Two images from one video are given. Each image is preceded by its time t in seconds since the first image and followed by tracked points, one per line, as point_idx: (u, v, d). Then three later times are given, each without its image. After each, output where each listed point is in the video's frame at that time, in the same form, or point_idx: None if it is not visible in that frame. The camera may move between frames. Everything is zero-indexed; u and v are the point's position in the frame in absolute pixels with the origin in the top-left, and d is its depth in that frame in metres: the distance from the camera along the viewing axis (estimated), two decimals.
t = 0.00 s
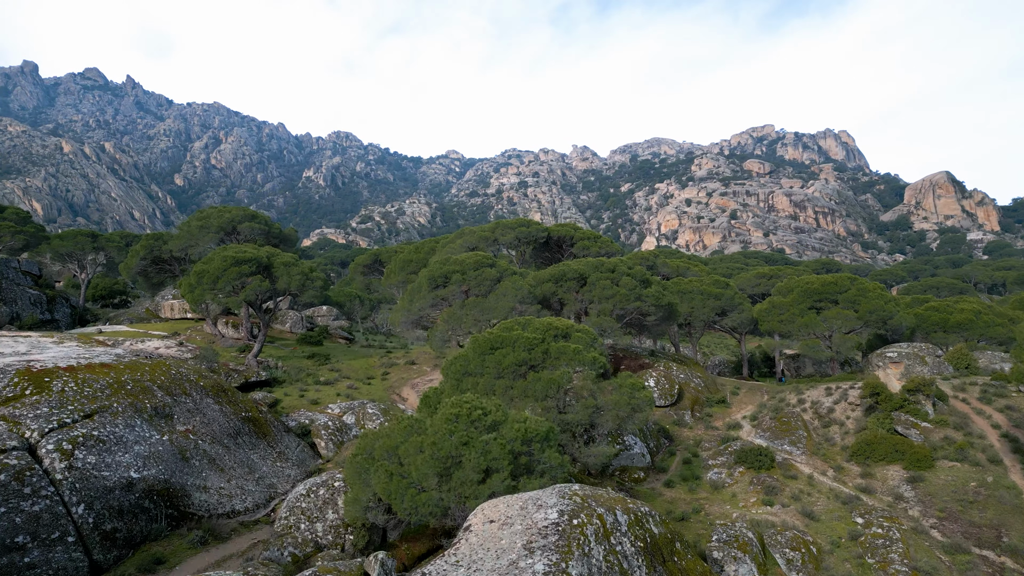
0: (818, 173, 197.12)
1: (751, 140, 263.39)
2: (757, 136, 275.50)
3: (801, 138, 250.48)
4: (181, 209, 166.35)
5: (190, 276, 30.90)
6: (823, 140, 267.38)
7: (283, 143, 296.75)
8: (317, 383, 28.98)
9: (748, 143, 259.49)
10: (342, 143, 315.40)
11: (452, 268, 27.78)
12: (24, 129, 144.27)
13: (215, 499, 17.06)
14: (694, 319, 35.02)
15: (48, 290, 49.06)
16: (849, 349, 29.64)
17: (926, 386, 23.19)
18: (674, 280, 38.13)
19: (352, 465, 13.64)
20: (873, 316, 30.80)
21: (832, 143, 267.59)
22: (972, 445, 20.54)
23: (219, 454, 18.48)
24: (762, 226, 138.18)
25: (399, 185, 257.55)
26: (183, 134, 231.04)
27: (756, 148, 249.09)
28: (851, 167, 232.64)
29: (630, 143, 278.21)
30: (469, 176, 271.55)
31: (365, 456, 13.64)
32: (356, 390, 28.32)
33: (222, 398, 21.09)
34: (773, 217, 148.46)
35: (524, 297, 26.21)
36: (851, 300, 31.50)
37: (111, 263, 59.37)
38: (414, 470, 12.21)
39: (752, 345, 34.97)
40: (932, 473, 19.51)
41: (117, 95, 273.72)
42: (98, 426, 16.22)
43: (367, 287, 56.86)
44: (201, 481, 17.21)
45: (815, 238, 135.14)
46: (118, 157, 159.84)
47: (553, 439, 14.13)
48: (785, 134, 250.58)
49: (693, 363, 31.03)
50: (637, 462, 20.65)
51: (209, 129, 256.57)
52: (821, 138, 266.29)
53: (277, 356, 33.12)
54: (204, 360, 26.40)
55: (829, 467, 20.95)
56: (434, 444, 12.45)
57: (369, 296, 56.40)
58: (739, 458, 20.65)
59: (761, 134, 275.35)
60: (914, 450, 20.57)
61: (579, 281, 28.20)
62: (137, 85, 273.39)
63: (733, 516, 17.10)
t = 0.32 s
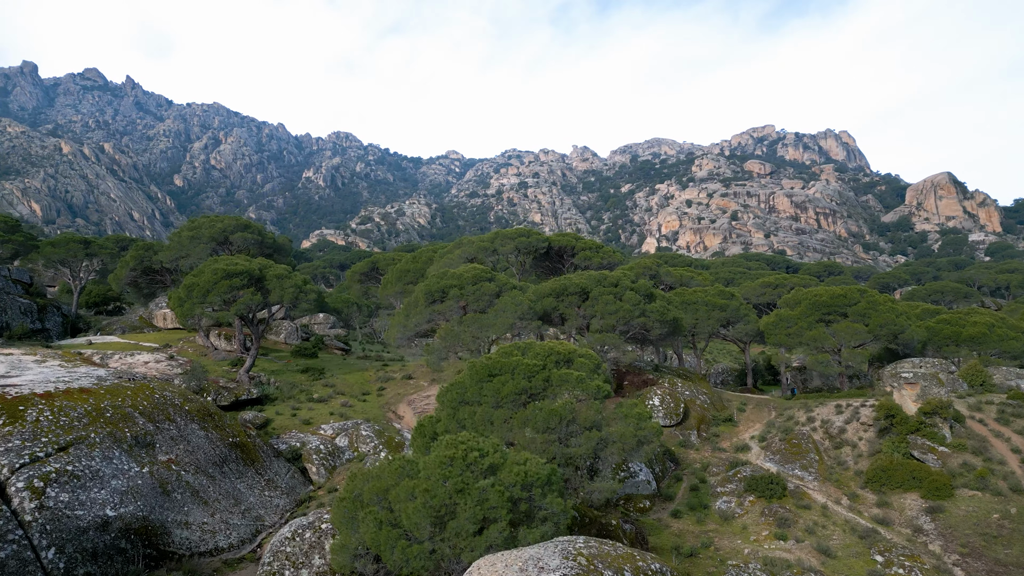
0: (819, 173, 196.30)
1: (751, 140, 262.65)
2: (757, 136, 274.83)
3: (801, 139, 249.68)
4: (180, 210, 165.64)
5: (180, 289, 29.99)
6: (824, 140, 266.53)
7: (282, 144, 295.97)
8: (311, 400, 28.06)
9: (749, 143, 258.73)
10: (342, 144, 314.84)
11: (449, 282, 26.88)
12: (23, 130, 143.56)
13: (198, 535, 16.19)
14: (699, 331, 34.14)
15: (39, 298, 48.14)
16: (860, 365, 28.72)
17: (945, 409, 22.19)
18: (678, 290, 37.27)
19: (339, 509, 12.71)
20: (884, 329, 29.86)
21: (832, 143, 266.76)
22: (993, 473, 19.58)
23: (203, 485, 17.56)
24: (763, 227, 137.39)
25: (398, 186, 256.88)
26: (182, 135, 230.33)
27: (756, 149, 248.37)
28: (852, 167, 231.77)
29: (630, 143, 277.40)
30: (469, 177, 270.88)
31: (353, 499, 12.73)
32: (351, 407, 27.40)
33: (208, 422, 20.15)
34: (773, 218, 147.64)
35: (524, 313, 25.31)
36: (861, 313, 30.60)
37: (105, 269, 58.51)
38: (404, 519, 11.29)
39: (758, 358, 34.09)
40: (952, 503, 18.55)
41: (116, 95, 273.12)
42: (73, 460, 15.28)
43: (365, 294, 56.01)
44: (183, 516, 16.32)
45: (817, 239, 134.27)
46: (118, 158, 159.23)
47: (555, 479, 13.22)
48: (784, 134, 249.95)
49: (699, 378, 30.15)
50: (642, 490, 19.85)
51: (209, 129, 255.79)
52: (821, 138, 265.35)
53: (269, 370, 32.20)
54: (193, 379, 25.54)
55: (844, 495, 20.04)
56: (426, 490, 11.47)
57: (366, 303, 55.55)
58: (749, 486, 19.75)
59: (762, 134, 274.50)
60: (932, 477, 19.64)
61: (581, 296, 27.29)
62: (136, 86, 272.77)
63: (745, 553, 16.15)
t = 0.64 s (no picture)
0: (820, 174, 195.50)
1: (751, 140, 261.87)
2: (757, 137, 274.05)
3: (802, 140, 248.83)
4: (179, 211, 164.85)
5: (169, 303, 29.08)
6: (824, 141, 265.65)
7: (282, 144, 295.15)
8: (304, 419, 27.15)
9: (749, 143, 257.90)
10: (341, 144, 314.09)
11: (447, 299, 25.98)
12: (22, 130, 142.81)
13: None
14: (703, 344, 33.25)
15: (30, 306, 47.26)
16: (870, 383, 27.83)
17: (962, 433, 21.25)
18: (682, 302, 36.39)
19: (324, 561, 11.84)
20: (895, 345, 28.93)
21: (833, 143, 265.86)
22: (1015, 503, 18.62)
23: (185, 521, 16.65)
24: (764, 228, 136.60)
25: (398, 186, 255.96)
26: (182, 135, 229.62)
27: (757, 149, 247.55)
28: (853, 169, 230.91)
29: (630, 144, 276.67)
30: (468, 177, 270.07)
31: (340, 550, 11.80)
32: (345, 427, 26.49)
33: (193, 450, 19.22)
34: (775, 220, 146.77)
35: (524, 331, 24.40)
36: (871, 327, 29.69)
37: (99, 276, 57.67)
38: None
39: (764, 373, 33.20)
40: (974, 537, 17.58)
41: (116, 96, 272.40)
42: (45, 499, 14.33)
43: (363, 303, 55.14)
44: (162, 557, 15.40)
45: (818, 241, 133.35)
46: (118, 159, 158.72)
47: (557, 527, 12.29)
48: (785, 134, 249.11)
49: (704, 396, 29.26)
50: (648, 521, 18.99)
51: (208, 130, 254.96)
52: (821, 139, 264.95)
53: (262, 386, 31.29)
54: (180, 398, 24.61)
55: (859, 526, 19.12)
56: (418, 546, 10.53)
57: (364, 311, 54.68)
58: (759, 517, 18.83)
59: (762, 135, 273.66)
60: (951, 507, 18.68)
61: (583, 312, 26.41)
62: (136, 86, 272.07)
63: None
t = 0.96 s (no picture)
0: (820, 175, 194.93)
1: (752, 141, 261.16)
2: (758, 137, 273.51)
3: (802, 141, 248.32)
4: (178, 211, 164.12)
5: (158, 317, 28.17)
6: (825, 141, 265.06)
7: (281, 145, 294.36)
8: (296, 439, 26.26)
9: (749, 144, 257.25)
10: (341, 145, 313.62)
11: (444, 316, 25.08)
12: (21, 129, 142.12)
13: None
14: (708, 358, 32.41)
15: (21, 315, 46.36)
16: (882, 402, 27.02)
17: (981, 460, 20.36)
18: (686, 314, 35.55)
19: None
20: (907, 361, 28.06)
21: (833, 144, 265.28)
22: None
23: (166, 561, 15.76)
24: (765, 230, 135.91)
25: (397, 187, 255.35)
26: (181, 136, 228.93)
27: (757, 150, 246.96)
28: (853, 170, 230.16)
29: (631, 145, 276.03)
30: (468, 178, 269.50)
31: None
32: (338, 448, 25.60)
33: (177, 480, 18.32)
34: (776, 221, 146.06)
35: (524, 350, 23.52)
36: (882, 343, 28.88)
37: (92, 283, 56.76)
38: None
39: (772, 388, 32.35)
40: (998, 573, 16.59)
41: (115, 95, 271.72)
42: (15, 543, 13.33)
43: (361, 310, 54.33)
44: None
45: (819, 242, 132.56)
46: (118, 159, 157.87)
47: None
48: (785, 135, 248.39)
49: (710, 415, 28.40)
50: (653, 555, 18.05)
51: (207, 130, 254.24)
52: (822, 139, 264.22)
53: (254, 402, 30.39)
54: (166, 419, 23.65)
55: (875, 561, 18.21)
56: None
57: (361, 319, 53.85)
58: (771, 552, 17.92)
59: (763, 135, 273.05)
60: (973, 540, 17.74)
61: (585, 329, 25.56)
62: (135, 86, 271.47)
63: None
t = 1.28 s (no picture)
0: (821, 175, 194.29)
1: (752, 141, 260.35)
2: (758, 138, 272.75)
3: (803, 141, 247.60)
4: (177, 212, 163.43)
5: (147, 334, 27.36)
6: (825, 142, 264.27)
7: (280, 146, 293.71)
8: (288, 460, 25.41)
9: (750, 145, 256.51)
10: (340, 145, 313.12)
11: (442, 334, 24.25)
12: (20, 130, 141.68)
13: None
14: (713, 374, 31.62)
15: (11, 325, 45.50)
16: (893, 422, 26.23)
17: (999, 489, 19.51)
18: (690, 327, 34.77)
19: None
20: (919, 379, 27.23)
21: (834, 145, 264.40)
22: None
23: None
24: (766, 231, 135.18)
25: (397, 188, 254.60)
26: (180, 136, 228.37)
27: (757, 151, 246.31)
28: (854, 171, 229.28)
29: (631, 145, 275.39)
30: (468, 179, 268.84)
31: None
32: (332, 470, 24.76)
33: (160, 513, 17.44)
34: (777, 223, 145.36)
35: (524, 371, 22.71)
36: (893, 361, 28.10)
37: (86, 291, 56.00)
38: None
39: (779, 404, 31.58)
40: None
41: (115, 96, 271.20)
42: None
43: (359, 318, 53.58)
44: None
45: (821, 243, 131.74)
46: (118, 159, 157.44)
47: None
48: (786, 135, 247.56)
49: (716, 434, 27.60)
50: None
51: (207, 130, 253.65)
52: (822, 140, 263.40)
53: (247, 420, 29.56)
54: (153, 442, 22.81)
55: None
56: None
57: (359, 328, 53.11)
58: None
59: (763, 136, 272.37)
60: (994, 570, 16.73)
61: (588, 348, 24.75)
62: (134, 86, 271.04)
63: None
